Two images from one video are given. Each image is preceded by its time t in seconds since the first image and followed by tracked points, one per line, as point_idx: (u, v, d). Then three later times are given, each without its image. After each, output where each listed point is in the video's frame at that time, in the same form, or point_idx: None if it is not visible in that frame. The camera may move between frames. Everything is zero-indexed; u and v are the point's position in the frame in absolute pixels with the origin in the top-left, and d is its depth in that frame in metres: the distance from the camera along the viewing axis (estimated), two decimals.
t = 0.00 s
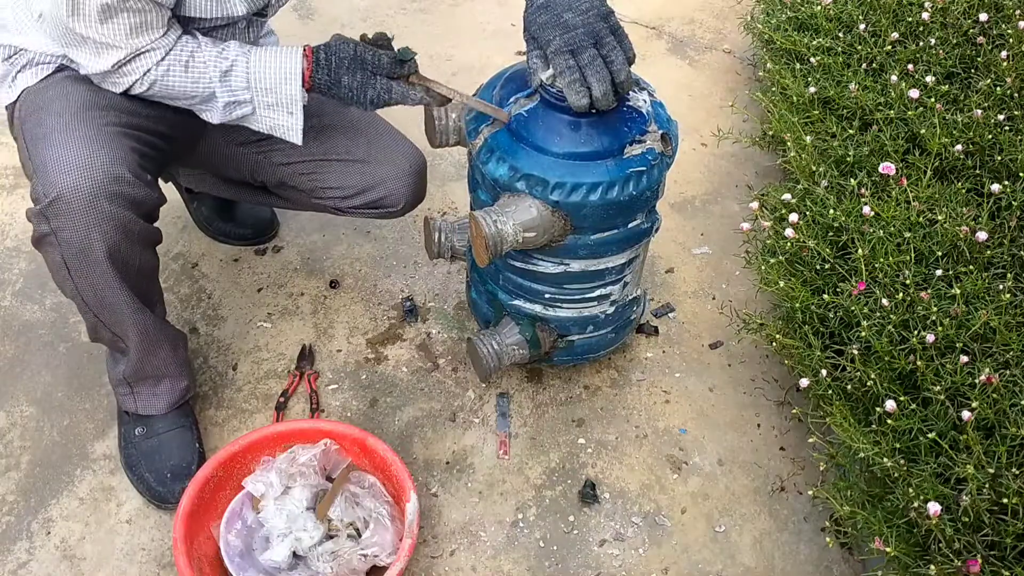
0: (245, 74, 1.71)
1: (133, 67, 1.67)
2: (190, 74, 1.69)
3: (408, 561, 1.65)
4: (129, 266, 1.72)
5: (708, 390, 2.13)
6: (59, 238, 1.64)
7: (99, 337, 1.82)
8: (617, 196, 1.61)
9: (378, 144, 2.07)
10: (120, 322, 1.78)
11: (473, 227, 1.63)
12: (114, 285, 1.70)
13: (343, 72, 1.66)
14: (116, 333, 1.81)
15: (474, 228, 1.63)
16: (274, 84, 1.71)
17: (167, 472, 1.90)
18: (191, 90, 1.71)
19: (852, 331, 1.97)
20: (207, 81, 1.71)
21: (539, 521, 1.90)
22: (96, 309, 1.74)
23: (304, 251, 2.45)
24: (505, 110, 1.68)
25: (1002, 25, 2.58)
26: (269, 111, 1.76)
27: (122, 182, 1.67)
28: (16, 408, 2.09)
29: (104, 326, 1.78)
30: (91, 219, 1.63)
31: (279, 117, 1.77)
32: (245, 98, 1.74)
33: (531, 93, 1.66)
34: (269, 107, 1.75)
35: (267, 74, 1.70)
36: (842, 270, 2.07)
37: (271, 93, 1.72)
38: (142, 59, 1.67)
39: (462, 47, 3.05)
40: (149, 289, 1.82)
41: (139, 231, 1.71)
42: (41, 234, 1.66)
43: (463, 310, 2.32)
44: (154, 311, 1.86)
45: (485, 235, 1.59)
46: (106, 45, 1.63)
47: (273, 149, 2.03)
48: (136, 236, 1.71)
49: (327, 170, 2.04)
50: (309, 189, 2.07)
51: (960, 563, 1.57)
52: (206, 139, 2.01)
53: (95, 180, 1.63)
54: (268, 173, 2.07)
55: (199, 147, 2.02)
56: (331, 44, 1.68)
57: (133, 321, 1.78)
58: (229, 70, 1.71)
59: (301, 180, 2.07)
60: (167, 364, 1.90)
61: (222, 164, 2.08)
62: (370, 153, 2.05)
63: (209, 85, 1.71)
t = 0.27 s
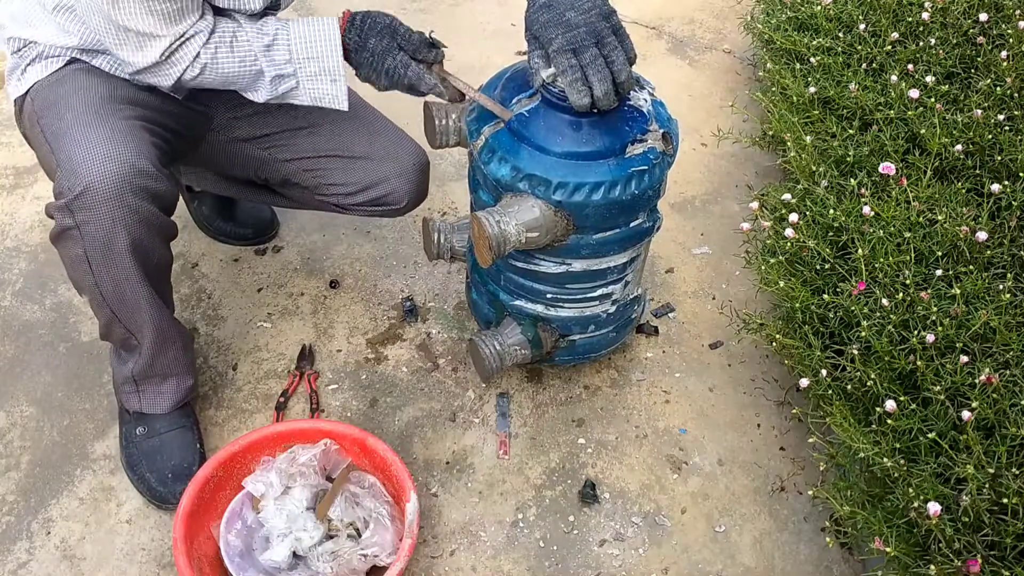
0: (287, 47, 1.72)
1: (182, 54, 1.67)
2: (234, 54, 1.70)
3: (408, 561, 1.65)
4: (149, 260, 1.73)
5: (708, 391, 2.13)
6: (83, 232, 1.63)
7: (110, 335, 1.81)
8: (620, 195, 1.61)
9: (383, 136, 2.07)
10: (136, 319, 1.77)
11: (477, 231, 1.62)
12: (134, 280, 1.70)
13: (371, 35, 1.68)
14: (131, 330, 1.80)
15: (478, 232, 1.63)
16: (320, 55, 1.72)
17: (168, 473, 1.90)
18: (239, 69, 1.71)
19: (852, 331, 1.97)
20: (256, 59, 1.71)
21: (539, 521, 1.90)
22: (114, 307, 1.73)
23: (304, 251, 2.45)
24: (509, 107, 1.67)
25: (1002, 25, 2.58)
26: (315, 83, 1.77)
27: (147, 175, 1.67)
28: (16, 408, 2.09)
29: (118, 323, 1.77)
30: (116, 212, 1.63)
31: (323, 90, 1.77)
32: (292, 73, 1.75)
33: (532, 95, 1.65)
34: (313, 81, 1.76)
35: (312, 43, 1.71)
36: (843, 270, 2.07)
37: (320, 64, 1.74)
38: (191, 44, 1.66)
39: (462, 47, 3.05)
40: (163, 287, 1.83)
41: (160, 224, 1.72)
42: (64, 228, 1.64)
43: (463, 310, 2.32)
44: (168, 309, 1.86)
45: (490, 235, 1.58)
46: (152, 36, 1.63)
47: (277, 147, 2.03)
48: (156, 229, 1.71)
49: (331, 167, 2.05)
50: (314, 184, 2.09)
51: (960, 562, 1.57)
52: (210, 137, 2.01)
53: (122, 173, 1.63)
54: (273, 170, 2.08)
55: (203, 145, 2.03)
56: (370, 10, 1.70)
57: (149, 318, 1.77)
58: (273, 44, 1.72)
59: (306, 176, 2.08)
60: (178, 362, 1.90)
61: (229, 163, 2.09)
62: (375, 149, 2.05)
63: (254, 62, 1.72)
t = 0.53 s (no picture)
0: (307, 45, 1.70)
1: (197, 51, 1.67)
2: (253, 51, 1.70)
3: (408, 561, 1.65)
4: (157, 256, 1.73)
5: (708, 391, 2.13)
6: (93, 228, 1.64)
7: (115, 333, 1.81)
8: (625, 192, 1.61)
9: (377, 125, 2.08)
10: (141, 315, 1.77)
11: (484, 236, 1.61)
12: (142, 275, 1.71)
13: (392, 42, 1.66)
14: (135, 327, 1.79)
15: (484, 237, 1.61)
16: (339, 56, 1.70)
17: (168, 473, 1.90)
18: (259, 68, 1.72)
19: (852, 331, 1.97)
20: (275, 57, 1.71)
21: (539, 521, 1.90)
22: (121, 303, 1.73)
23: (304, 251, 2.45)
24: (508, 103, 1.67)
25: (1002, 25, 2.58)
26: (335, 80, 1.75)
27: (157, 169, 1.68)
28: (16, 408, 2.09)
29: (124, 321, 1.77)
30: (126, 208, 1.63)
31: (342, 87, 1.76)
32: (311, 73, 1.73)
33: (531, 96, 1.65)
34: (331, 78, 1.74)
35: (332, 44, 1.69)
36: (843, 270, 2.07)
37: (337, 66, 1.71)
38: (206, 40, 1.67)
39: (462, 47, 3.05)
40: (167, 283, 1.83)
41: (169, 219, 1.72)
42: (73, 225, 1.64)
43: (463, 310, 2.32)
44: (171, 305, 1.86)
45: (496, 238, 1.57)
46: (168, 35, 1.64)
47: (275, 141, 2.03)
48: (165, 224, 1.72)
49: (329, 159, 2.05)
50: (312, 178, 2.09)
51: (960, 562, 1.58)
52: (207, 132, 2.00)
53: (132, 168, 1.64)
54: (271, 164, 2.08)
55: (201, 142, 2.02)
56: (391, 16, 1.68)
57: (154, 313, 1.77)
58: (293, 45, 1.70)
59: (304, 169, 2.08)
60: (181, 358, 1.90)
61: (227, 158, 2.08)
62: (371, 137, 2.06)
63: (275, 61, 1.71)
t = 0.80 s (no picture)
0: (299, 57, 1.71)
1: (186, 63, 1.65)
2: (247, 64, 1.69)
3: (408, 561, 1.65)
4: (142, 260, 1.73)
5: (708, 391, 2.13)
6: (76, 234, 1.63)
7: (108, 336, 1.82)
8: (625, 192, 1.61)
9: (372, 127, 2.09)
10: (130, 319, 1.77)
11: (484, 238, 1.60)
12: (128, 281, 1.71)
13: (392, 55, 1.66)
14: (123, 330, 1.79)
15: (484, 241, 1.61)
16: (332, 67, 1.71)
17: (168, 473, 1.90)
18: (250, 82, 1.70)
19: (852, 331, 1.97)
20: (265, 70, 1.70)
21: (539, 521, 1.90)
22: (110, 308, 1.74)
23: (304, 251, 2.45)
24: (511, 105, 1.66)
25: (1002, 25, 2.58)
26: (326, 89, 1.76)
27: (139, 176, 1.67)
28: (16, 409, 2.09)
29: (114, 324, 1.78)
30: (109, 213, 1.63)
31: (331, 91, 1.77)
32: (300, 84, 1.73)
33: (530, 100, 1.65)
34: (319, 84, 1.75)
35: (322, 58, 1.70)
36: (842, 270, 2.07)
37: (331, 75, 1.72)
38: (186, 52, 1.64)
39: (462, 47, 3.05)
40: (157, 289, 1.83)
41: (152, 225, 1.71)
42: (56, 229, 1.64)
43: (463, 310, 2.32)
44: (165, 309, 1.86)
45: (500, 239, 1.56)
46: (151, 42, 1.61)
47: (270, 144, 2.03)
48: (148, 229, 1.71)
49: (326, 162, 2.06)
50: (309, 181, 2.09)
51: (960, 562, 1.57)
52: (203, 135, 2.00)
53: (114, 173, 1.63)
54: (267, 168, 2.08)
55: (196, 146, 2.01)
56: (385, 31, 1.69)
57: (141, 318, 1.77)
58: (287, 58, 1.71)
59: (300, 173, 2.08)
60: (173, 363, 1.90)
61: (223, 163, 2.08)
62: (366, 140, 2.06)
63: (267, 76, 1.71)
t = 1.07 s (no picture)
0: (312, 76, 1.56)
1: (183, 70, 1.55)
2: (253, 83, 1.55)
3: (408, 561, 1.65)
4: (148, 264, 1.74)
5: (708, 390, 2.13)
6: (82, 239, 1.64)
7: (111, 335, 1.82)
8: (649, 180, 1.67)
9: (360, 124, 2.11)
10: (137, 322, 1.78)
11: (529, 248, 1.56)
12: (134, 285, 1.72)
13: (431, 84, 1.52)
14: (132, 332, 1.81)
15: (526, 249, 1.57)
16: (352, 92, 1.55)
17: (169, 473, 1.90)
18: (260, 98, 1.56)
19: (852, 331, 1.97)
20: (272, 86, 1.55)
21: (539, 521, 1.90)
22: (114, 312, 1.74)
23: (304, 251, 2.45)
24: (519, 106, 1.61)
25: (1002, 25, 2.58)
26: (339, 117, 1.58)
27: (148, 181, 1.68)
28: (16, 408, 2.09)
29: (120, 327, 1.78)
30: (116, 218, 1.64)
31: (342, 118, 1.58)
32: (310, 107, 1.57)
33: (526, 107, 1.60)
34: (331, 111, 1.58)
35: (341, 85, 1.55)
36: (842, 270, 2.07)
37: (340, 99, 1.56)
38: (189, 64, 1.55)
39: (461, 47, 3.05)
40: (162, 291, 1.84)
41: (159, 228, 1.72)
42: (63, 233, 1.66)
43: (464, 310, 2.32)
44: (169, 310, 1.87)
45: (548, 250, 1.54)
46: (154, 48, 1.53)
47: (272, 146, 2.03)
48: (154, 233, 1.72)
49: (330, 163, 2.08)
50: (313, 182, 2.11)
51: (960, 563, 1.58)
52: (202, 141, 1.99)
53: (121, 179, 1.64)
54: (270, 170, 2.08)
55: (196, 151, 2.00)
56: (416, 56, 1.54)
57: (147, 321, 1.78)
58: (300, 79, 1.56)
59: (305, 174, 2.09)
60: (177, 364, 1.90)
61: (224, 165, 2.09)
62: (367, 142, 2.08)
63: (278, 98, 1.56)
